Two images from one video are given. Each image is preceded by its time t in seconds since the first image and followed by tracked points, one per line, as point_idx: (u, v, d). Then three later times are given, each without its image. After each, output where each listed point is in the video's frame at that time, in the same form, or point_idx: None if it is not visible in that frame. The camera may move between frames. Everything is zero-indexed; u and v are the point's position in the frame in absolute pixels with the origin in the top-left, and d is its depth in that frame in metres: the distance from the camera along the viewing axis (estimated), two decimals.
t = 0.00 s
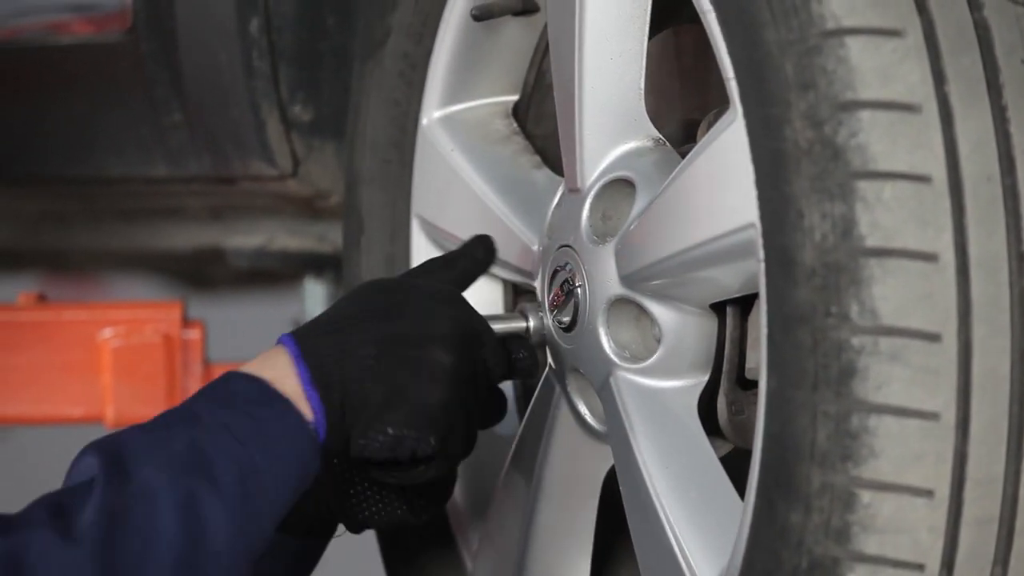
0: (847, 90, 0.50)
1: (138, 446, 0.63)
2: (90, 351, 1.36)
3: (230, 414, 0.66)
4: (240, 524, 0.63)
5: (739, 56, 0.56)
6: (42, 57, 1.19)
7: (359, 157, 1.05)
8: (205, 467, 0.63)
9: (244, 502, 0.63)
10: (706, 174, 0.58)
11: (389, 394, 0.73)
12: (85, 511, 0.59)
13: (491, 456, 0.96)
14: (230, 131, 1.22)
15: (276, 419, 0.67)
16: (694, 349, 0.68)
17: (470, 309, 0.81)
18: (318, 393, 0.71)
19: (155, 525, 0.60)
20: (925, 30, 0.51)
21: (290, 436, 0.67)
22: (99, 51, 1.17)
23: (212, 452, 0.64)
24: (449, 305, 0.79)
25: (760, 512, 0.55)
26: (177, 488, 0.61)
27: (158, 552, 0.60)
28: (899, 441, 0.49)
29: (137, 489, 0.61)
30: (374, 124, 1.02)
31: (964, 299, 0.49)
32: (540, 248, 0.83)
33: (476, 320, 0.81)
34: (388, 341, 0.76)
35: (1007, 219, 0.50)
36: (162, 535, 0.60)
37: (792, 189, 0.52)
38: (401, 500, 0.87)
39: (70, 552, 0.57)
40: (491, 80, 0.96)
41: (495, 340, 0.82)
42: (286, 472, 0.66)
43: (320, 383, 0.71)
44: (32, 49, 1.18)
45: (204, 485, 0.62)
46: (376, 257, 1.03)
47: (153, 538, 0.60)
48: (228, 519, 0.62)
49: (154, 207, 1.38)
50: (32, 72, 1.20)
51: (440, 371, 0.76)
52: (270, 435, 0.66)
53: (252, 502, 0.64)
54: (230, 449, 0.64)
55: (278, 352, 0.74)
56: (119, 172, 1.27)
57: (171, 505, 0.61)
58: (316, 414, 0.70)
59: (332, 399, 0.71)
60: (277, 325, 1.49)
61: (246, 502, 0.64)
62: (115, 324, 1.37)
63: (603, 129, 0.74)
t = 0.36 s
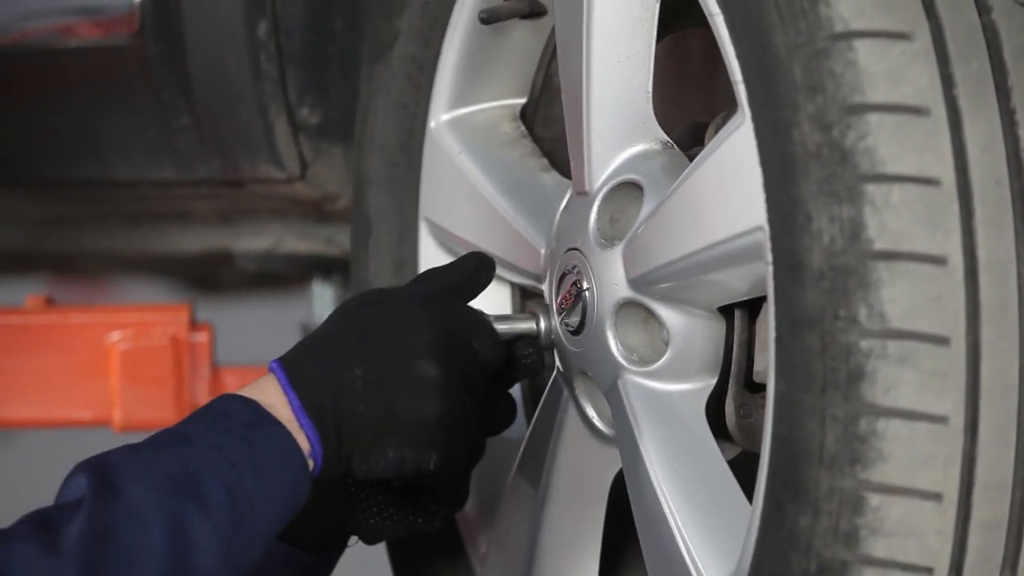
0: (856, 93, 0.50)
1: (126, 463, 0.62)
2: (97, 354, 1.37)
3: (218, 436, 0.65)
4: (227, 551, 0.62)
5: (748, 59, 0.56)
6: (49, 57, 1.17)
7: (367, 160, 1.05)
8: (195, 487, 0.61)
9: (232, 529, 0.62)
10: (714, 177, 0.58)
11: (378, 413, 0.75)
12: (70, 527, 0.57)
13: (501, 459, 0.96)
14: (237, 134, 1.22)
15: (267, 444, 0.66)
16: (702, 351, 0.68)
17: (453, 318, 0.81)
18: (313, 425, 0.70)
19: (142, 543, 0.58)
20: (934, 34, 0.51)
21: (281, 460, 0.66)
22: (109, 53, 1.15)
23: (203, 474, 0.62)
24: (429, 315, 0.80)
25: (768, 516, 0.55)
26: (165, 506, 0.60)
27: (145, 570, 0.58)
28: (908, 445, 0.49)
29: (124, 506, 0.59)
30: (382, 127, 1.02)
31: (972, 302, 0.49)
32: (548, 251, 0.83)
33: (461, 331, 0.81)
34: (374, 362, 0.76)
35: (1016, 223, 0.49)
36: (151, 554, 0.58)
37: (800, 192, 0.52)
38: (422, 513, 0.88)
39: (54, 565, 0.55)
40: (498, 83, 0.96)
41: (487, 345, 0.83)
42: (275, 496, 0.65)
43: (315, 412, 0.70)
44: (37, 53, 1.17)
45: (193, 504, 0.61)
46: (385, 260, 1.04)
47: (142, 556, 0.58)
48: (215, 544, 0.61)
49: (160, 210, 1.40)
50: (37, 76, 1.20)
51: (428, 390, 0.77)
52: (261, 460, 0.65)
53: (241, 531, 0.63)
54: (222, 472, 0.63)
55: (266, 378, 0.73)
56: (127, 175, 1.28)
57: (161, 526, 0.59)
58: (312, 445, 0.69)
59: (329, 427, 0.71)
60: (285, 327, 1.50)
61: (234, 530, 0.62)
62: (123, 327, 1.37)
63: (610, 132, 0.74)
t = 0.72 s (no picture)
0: (864, 92, 0.50)
1: (120, 464, 0.64)
2: (106, 355, 1.38)
3: (210, 433, 0.66)
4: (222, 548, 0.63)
5: (756, 58, 0.56)
6: (55, 57, 1.18)
7: (375, 160, 1.06)
8: (187, 487, 0.63)
9: (228, 527, 0.63)
10: (722, 177, 0.58)
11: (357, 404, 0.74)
12: (65, 529, 0.60)
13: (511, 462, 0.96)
14: (246, 134, 1.22)
15: (257, 439, 0.66)
16: (709, 350, 0.68)
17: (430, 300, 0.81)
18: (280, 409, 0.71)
19: (137, 545, 0.61)
20: (943, 33, 0.51)
21: (274, 455, 0.66)
22: (116, 53, 1.17)
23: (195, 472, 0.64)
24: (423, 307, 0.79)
25: (777, 515, 0.55)
26: (157, 508, 0.62)
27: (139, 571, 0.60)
28: (916, 443, 0.49)
29: (117, 507, 0.61)
30: (390, 126, 1.03)
31: (981, 301, 0.49)
32: (556, 250, 0.83)
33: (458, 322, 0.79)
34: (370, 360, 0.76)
35: None
36: (145, 556, 0.61)
37: (809, 191, 0.52)
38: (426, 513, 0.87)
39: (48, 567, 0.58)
40: (507, 82, 0.96)
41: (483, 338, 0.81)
42: (271, 494, 0.65)
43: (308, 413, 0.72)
44: (44, 53, 1.18)
45: (186, 505, 0.62)
46: (393, 260, 1.04)
47: (136, 555, 0.60)
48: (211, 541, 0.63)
49: (167, 211, 1.39)
50: (43, 76, 1.21)
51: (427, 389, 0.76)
52: (254, 458, 0.65)
53: (237, 528, 0.64)
54: (214, 469, 0.64)
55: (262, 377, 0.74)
56: (134, 174, 1.28)
57: (154, 527, 0.61)
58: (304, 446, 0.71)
59: (321, 428, 0.72)
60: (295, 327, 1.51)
61: (230, 528, 0.63)
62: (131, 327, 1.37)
63: (619, 131, 0.74)
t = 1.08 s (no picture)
0: (866, 85, 0.50)
1: (114, 457, 0.63)
2: (110, 353, 1.38)
3: (205, 427, 0.65)
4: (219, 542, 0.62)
5: (758, 51, 0.55)
6: (58, 58, 1.19)
7: (377, 156, 1.06)
8: (183, 482, 0.62)
9: (224, 520, 0.62)
10: (725, 171, 0.58)
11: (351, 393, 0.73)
12: (57, 528, 0.58)
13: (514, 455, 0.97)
14: (248, 132, 1.22)
15: (254, 433, 0.65)
16: (712, 345, 0.68)
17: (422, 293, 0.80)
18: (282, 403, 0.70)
19: (130, 540, 0.59)
20: (944, 26, 0.51)
21: (270, 449, 0.65)
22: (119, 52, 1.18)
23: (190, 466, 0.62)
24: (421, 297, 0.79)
25: (782, 510, 0.54)
26: (153, 503, 0.60)
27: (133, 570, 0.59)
28: (920, 437, 0.49)
29: (111, 503, 0.60)
30: (392, 123, 1.03)
31: (985, 294, 0.49)
32: (559, 246, 0.83)
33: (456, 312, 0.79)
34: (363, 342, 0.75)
35: None
36: (137, 553, 0.59)
37: (811, 184, 0.52)
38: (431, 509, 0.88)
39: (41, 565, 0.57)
40: (509, 78, 0.96)
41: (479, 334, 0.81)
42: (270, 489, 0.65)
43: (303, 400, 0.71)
44: (45, 52, 1.19)
45: (181, 499, 0.61)
46: (396, 257, 1.04)
47: (130, 553, 0.59)
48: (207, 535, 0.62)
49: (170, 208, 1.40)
50: (46, 76, 1.22)
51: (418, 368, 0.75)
52: (250, 451, 0.64)
53: (234, 520, 0.63)
54: (210, 463, 0.63)
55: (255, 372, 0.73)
56: (137, 173, 1.28)
57: (149, 522, 0.60)
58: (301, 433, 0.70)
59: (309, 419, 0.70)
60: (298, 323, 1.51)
61: (228, 522, 0.62)
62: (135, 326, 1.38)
63: (621, 126, 0.74)
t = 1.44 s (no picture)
0: (869, 79, 0.50)
1: (128, 454, 0.62)
2: (114, 349, 1.39)
3: (220, 425, 0.64)
4: (233, 542, 0.62)
5: (760, 45, 0.55)
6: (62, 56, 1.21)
7: (380, 152, 1.06)
8: (198, 481, 0.61)
9: (237, 521, 0.62)
10: (727, 165, 0.58)
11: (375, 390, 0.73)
12: (70, 524, 0.58)
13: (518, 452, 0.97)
14: (252, 128, 1.22)
15: (267, 433, 0.65)
16: (716, 339, 0.68)
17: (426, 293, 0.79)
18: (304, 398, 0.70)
19: (144, 539, 0.59)
20: (947, 20, 0.51)
21: (285, 450, 0.65)
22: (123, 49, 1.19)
23: (205, 466, 0.62)
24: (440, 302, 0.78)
25: (785, 505, 0.54)
26: (166, 502, 0.60)
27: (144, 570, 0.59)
28: (924, 430, 0.49)
29: (124, 501, 0.60)
30: (395, 118, 1.03)
31: (989, 288, 0.49)
32: (563, 241, 0.83)
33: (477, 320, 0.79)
34: (378, 351, 0.74)
35: None
36: (151, 552, 0.59)
37: (813, 178, 0.52)
38: (436, 508, 0.87)
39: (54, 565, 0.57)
40: (511, 73, 0.96)
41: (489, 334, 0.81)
42: (282, 490, 0.64)
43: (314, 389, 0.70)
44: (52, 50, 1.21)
45: (194, 499, 0.61)
46: (400, 252, 1.04)
47: (144, 551, 0.59)
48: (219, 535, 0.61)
49: (174, 205, 1.40)
50: (50, 72, 1.23)
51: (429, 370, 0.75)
52: (263, 450, 0.64)
53: (246, 521, 0.62)
54: (223, 463, 0.62)
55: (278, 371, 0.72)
56: (140, 169, 1.28)
57: (162, 521, 0.59)
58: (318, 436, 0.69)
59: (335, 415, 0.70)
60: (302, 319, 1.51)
61: (241, 522, 0.62)
62: (139, 322, 1.38)
63: (624, 120, 0.74)
